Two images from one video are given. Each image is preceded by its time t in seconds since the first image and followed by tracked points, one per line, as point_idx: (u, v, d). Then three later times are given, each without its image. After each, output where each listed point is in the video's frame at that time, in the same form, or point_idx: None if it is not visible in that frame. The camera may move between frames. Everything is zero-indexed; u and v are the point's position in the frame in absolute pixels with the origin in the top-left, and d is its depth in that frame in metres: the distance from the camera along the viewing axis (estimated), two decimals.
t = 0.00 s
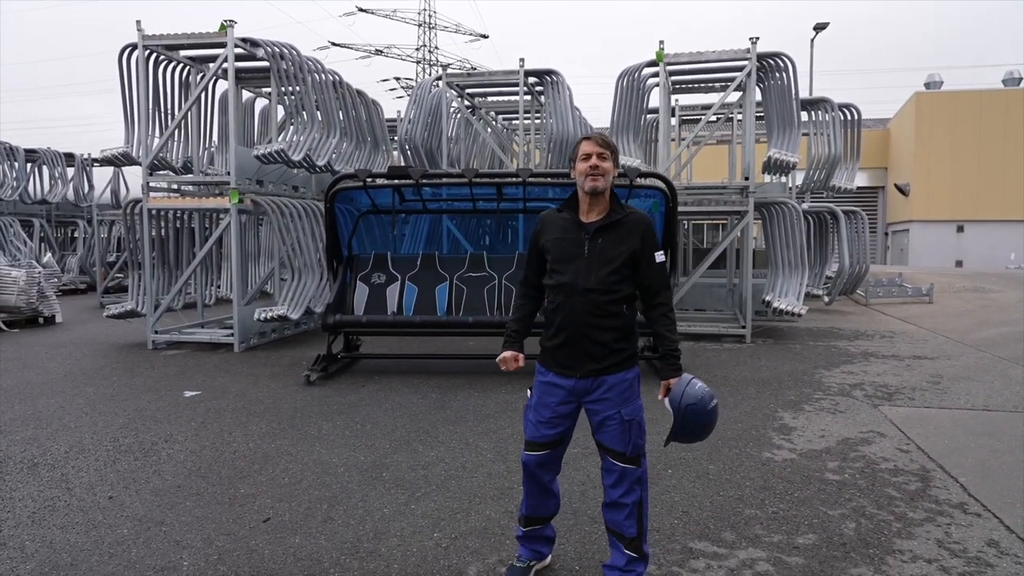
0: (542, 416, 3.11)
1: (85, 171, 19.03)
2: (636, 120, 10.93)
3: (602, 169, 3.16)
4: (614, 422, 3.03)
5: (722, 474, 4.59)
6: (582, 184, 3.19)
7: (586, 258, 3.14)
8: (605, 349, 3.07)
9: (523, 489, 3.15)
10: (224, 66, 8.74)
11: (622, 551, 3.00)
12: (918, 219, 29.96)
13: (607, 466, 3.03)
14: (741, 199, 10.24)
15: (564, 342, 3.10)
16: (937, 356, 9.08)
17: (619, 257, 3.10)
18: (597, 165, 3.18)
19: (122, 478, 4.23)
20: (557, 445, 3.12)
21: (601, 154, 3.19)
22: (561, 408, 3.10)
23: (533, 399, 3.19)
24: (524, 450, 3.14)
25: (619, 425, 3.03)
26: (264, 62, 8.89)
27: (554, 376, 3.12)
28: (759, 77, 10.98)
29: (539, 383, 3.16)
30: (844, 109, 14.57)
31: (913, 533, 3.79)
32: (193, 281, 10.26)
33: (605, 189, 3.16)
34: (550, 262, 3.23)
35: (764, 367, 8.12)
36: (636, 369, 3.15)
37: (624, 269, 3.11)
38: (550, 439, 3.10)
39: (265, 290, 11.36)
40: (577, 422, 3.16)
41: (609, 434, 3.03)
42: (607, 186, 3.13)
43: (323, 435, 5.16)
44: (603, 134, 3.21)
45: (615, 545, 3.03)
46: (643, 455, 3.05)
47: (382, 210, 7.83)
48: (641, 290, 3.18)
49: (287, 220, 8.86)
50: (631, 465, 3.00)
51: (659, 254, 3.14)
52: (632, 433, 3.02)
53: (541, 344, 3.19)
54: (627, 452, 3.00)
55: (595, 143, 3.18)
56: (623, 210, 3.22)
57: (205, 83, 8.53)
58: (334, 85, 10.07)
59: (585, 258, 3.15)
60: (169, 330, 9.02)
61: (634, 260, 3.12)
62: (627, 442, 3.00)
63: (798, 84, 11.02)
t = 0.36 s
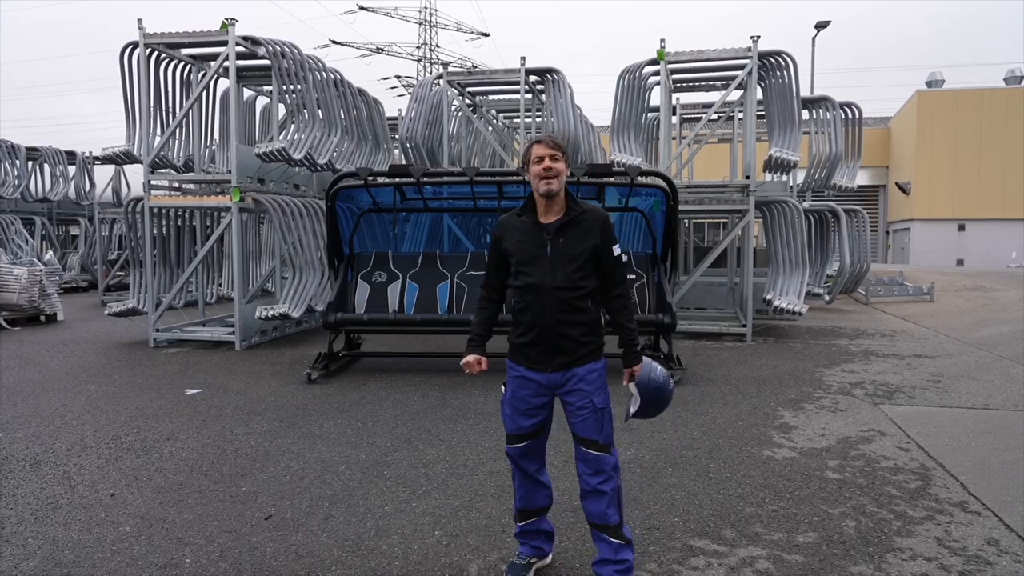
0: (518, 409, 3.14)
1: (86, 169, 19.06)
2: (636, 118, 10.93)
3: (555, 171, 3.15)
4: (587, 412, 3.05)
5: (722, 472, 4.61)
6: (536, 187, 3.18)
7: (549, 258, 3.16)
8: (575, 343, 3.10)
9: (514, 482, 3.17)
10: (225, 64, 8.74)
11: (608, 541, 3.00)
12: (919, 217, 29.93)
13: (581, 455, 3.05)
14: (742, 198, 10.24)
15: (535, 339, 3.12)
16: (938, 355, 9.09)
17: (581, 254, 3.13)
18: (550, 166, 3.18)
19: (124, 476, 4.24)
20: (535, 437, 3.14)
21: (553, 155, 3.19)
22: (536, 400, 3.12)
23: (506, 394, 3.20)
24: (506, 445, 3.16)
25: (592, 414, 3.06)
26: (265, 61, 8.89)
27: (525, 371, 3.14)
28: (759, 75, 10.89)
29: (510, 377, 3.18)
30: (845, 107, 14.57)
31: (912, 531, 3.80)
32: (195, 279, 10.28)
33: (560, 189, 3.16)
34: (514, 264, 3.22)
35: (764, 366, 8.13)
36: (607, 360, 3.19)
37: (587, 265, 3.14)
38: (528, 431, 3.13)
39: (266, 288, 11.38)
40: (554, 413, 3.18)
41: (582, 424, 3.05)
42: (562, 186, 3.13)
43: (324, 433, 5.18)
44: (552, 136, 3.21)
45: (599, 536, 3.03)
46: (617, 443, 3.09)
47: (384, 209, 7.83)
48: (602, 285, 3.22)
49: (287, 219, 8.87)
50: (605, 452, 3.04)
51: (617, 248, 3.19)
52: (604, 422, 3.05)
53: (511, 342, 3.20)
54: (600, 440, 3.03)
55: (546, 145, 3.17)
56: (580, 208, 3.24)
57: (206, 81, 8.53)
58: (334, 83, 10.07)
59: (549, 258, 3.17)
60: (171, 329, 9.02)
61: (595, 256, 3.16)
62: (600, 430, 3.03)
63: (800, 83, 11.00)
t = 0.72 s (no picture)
0: (517, 408, 3.11)
1: (86, 169, 19.04)
2: (636, 117, 10.91)
3: (542, 166, 3.15)
4: (582, 408, 3.10)
5: (722, 471, 4.60)
6: (523, 184, 3.17)
7: (543, 253, 3.16)
8: (573, 337, 3.12)
9: (515, 481, 3.15)
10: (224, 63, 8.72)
11: (587, 524, 3.15)
12: (919, 216, 29.89)
13: (574, 449, 3.11)
14: (742, 197, 10.22)
15: (534, 335, 3.11)
16: (938, 354, 9.08)
17: (575, 248, 3.15)
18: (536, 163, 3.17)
19: (123, 476, 4.23)
20: (534, 436, 3.13)
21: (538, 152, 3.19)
22: (534, 399, 3.11)
23: (504, 393, 3.18)
24: (505, 444, 3.13)
25: (587, 410, 3.11)
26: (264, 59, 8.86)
27: (523, 369, 3.14)
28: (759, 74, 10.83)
29: (508, 375, 3.17)
30: (845, 106, 14.55)
31: (913, 531, 3.79)
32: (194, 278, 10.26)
33: (548, 184, 3.15)
34: (508, 262, 3.21)
35: (764, 365, 8.12)
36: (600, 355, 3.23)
37: (581, 258, 3.17)
38: (527, 430, 3.11)
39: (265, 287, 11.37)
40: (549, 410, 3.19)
41: (577, 420, 3.10)
42: (550, 180, 3.13)
43: (323, 432, 5.17)
44: (537, 133, 3.21)
45: (580, 521, 3.15)
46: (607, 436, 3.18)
47: (383, 208, 7.82)
48: (595, 279, 3.25)
49: (287, 217, 8.85)
50: (597, 446, 3.12)
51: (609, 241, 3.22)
52: (598, 417, 3.11)
53: (507, 340, 3.18)
54: (593, 434, 3.11)
55: (531, 142, 3.17)
56: (569, 203, 3.25)
57: (205, 80, 8.51)
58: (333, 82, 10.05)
59: (543, 253, 3.17)
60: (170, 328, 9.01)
61: (588, 249, 3.18)
62: (593, 425, 3.10)
63: (800, 81, 10.97)
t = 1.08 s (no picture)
0: (522, 405, 3.10)
1: (85, 167, 19.02)
2: (635, 115, 10.89)
3: (555, 160, 3.13)
4: (585, 405, 3.08)
5: (721, 470, 4.58)
6: (535, 177, 3.16)
7: (551, 248, 3.15)
8: (579, 333, 3.10)
9: (515, 478, 3.14)
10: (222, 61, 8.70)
11: (586, 522, 3.13)
12: (919, 215, 29.85)
13: (576, 446, 3.10)
14: (741, 195, 10.20)
15: (541, 329, 3.09)
16: (937, 352, 9.06)
17: (583, 244, 3.14)
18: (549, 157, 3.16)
19: (120, 474, 4.22)
20: (538, 433, 3.11)
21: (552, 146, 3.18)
22: (539, 396, 3.09)
23: (509, 390, 3.16)
24: (508, 440, 3.11)
25: (590, 408, 3.10)
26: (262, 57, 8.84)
27: (529, 365, 3.12)
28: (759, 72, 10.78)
29: (513, 372, 3.15)
30: (845, 104, 14.52)
31: (913, 530, 3.77)
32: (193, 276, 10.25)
33: (560, 179, 3.14)
34: (516, 255, 3.19)
35: (764, 364, 8.10)
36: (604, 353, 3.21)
37: (589, 255, 3.16)
38: (531, 427, 3.09)
39: (264, 286, 11.36)
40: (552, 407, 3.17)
41: (580, 417, 3.09)
42: (562, 175, 3.12)
43: (321, 431, 5.16)
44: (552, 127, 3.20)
45: (580, 520, 3.14)
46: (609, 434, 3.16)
47: (382, 206, 7.80)
48: (602, 277, 3.24)
49: (286, 216, 8.83)
50: (599, 444, 3.11)
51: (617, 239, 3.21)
52: (601, 414, 3.10)
53: (513, 334, 3.16)
54: (596, 432, 3.10)
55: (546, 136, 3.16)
56: (580, 199, 3.23)
57: (204, 78, 8.49)
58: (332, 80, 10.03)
59: (552, 248, 3.15)
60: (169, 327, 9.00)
61: (597, 246, 3.17)
62: (596, 423, 3.09)
63: (800, 79, 10.94)
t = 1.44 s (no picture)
0: (523, 402, 3.09)
1: (84, 166, 18.98)
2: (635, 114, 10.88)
3: (567, 165, 3.13)
4: (587, 405, 3.08)
5: (719, 469, 4.58)
6: (547, 181, 3.16)
7: (558, 251, 3.14)
8: (582, 335, 3.10)
9: (514, 475, 3.14)
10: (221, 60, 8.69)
11: (585, 522, 3.12)
12: (919, 214, 29.82)
13: (577, 445, 3.10)
14: (741, 194, 10.19)
15: (544, 329, 3.09)
16: (936, 351, 9.04)
17: (590, 248, 3.12)
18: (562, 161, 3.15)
19: (116, 474, 4.21)
20: (539, 430, 3.11)
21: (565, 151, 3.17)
22: (540, 394, 3.09)
23: (510, 386, 3.16)
24: (509, 437, 3.11)
25: (592, 408, 3.09)
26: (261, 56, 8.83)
27: (531, 362, 3.11)
28: (759, 70, 10.76)
29: (516, 369, 3.15)
30: (844, 103, 14.50)
31: (910, 530, 3.77)
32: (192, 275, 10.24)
33: (571, 183, 3.13)
34: (523, 255, 3.19)
35: (763, 363, 8.09)
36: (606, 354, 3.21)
37: (596, 259, 3.14)
38: (531, 424, 3.09)
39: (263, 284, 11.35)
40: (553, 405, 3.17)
41: (581, 416, 3.08)
42: (573, 180, 3.11)
43: (318, 430, 5.15)
44: (565, 131, 3.19)
45: (578, 519, 3.13)
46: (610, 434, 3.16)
47: (380, 205, 7.80)
48: (608, 280, 3.23)
49: (285, 215, 8.82)
50: (600, 444, 3.11)
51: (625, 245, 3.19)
52: (602, 414, 3.10)
53: (517, 332, 3.16)
54: (597, 431, 3.09)
55: (559, 141, 3.16)
56: (590, 202, 3.22)
57: (202, 76, 8.48)
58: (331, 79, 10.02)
59: (558, 250, 3.14)
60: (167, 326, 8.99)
61: (604, 250, 3.16)
62: (597, 422, 3.09)
63: (799, 77, 10.92)
